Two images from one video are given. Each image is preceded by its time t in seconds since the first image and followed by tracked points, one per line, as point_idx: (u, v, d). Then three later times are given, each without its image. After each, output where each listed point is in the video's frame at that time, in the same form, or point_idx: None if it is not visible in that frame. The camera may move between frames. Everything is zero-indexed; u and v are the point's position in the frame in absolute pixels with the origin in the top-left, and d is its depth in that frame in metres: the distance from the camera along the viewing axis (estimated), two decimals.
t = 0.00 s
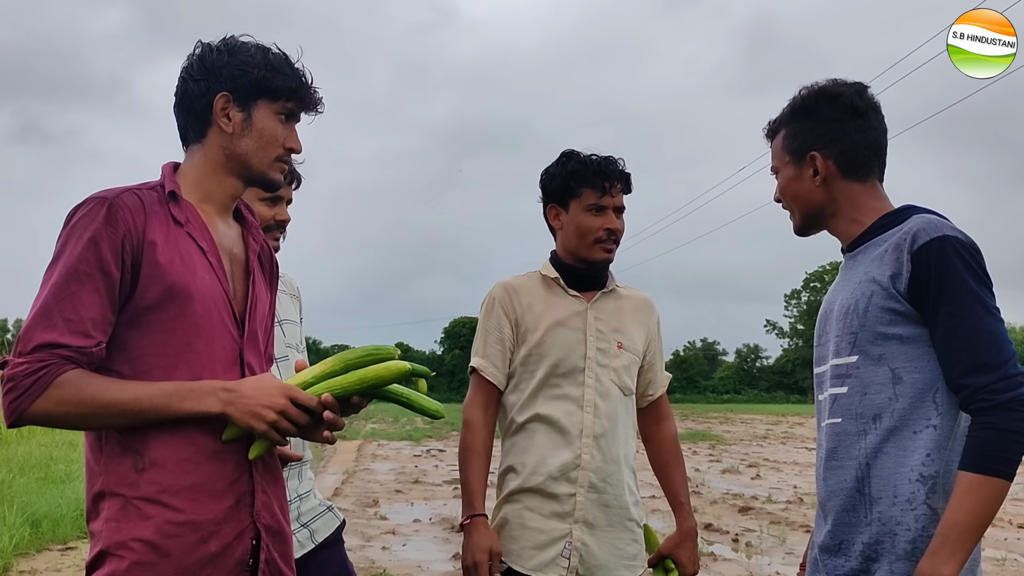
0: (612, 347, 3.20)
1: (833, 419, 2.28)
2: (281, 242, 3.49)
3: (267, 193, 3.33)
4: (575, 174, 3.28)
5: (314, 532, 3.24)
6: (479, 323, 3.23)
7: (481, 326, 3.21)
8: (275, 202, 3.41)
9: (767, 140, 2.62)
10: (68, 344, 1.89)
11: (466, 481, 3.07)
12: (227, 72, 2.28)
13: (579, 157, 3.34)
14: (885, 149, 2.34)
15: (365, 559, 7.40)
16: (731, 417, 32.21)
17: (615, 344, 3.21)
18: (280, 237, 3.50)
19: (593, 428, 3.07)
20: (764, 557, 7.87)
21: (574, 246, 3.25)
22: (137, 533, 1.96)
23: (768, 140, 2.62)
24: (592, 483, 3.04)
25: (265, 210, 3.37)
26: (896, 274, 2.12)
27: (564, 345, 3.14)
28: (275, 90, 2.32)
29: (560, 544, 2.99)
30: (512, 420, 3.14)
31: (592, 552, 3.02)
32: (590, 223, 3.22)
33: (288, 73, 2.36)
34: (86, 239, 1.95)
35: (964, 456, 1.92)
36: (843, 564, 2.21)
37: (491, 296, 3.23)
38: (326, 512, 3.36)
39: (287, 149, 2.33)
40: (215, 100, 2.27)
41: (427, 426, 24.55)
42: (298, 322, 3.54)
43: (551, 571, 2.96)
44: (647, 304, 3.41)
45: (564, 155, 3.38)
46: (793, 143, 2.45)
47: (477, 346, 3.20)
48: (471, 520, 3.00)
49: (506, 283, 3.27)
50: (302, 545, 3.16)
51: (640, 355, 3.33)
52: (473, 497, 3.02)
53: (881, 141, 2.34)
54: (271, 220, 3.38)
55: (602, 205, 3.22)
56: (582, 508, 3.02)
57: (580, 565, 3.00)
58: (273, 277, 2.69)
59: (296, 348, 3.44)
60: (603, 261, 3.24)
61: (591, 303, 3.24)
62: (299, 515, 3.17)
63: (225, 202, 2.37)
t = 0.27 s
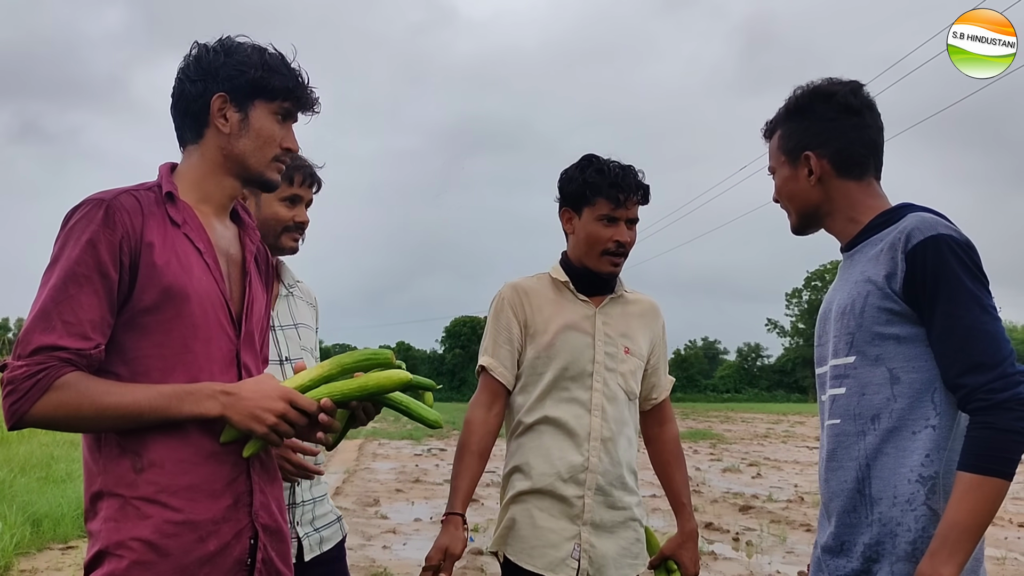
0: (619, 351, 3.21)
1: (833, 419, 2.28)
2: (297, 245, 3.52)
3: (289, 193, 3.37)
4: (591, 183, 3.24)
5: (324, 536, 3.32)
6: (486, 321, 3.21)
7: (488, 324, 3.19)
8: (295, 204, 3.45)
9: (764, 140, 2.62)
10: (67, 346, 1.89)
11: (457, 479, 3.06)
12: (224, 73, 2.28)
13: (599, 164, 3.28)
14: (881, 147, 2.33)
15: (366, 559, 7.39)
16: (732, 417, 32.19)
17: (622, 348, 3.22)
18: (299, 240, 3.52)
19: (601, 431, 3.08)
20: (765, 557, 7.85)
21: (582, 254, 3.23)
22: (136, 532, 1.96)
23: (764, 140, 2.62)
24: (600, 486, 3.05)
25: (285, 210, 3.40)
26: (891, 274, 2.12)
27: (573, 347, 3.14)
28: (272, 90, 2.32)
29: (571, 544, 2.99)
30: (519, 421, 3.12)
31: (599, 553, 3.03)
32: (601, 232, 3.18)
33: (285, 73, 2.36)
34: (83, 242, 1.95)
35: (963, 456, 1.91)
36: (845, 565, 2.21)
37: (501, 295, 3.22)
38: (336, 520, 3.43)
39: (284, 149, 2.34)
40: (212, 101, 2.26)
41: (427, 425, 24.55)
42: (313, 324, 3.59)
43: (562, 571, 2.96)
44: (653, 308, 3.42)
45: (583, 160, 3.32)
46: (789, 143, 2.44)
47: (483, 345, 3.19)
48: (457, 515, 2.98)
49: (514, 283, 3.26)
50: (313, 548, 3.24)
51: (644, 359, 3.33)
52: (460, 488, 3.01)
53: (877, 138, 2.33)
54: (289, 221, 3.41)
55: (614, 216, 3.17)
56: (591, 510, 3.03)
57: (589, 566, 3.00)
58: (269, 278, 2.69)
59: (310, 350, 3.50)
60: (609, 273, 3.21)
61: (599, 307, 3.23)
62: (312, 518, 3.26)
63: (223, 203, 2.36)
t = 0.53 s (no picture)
0: (615, 353, 3.23)
1: (829, 420, 2.30)
2: (321, 250, 3.58)
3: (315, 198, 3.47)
4: (585, 179, 3.25)
5: (347, 532, 3.37)
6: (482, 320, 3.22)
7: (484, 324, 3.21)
8: (322, 210, 3.52)
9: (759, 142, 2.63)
10: (67, 343, 1.91)
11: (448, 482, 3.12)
12: (224, 73, 2.29)
13: (591, 161, 3.30)
14: (875, 146, 2.35)
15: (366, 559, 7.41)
16: (733, 417, 32.20)
17: (618, 350, 3.24)
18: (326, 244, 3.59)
19: (597, 434, 3.11)
20: (764, 557, 7.87)
21: (581, 250, 3.24)
22: (133, 528, 1.98)
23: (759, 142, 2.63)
24: (595, 488, 3.08)
25: (310, 215, 3.49)
26: (883, 274, 2.14)
27: (571, 348, 3.16)
28: (272, 91, 2.34)
29: (571, 545, 3.00)
30: (513, 422, 3.14)
31: (598, 554, 3.04)
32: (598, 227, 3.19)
33: (284, 74, 2.38)
34: (84, 239, 1.97)
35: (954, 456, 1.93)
36: (843, 565, 2.22)
37: (498, 294, 3.23)
38: (356, 515, 3.48)
39: (283, 150, 2.36)
40: (212, 102, 2.28)
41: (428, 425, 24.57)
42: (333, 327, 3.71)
43: (566, 572, 2.95)
44: (647, 309, 3.45)
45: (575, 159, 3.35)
46: (784, 144, 2.46)
47: (479, 345, 3.20)
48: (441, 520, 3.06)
49: (511, 282, 3.28)
50: (337, 543, 3.29)
51: (637, 360, 3.36)
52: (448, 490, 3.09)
53: (871, 138, 2.35)
54: (313, 226, 3.48)
55: (610, 210, 3.19)
56: (587, 513, 3.05)
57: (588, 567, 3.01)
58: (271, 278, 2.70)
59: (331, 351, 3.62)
60: (609, 267, 3.21)
61: (595, 308, 3.25)
62: (334, 513, 3.31)
63: (223, 203, 2.38)
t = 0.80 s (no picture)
0: (601, 353, 3.24)
1: (823, 423, 2.30)
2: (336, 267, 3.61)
3: (334, 215, 3.49)
4: (562, 177, 3.22)
5: (352, 537, 3.37)
6: (466, 327, 3.20)
7: (467, 331, 3.18)
8: (341, 227, 3.54)
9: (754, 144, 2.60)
10: (76, 341, 1.94)
11: (454, 493, 3.09)
12: (243, 89, 2.33)
13: (565, 158, 3.28)
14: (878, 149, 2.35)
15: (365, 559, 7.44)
16: (733, 417, 32.23)
17: (604, 349, 3.26)
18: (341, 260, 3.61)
19: (588, 437, 3.11)
20: (763, 557, 7.89)
21: (561, 250, 3.22)
22: (127, 520, 2.05)
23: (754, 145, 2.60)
24: (588, 492, 3.09)
25: (328, 232, 3.51)
26: (880, 277, 2.14)
27: (558, 353, 3.16)
28: (287, 106, 2.37)
29: (560, 552, 3.02)
30: (503, 428, 3.14)
31: (591, 556, 3.06)
32: (576, 226, 3.18)
33: (301, 89, 2.40)
34: (100, 243, 2.01)
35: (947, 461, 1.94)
36: (835, 570, 2.23)
37: (480, 300, 3.21)
38: (364, 521, 3.48)
39: (300, 162, 2.39)
40: (229, 117, 2.32)
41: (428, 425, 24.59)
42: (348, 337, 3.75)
43: None
44: (627, 303, 3.48)
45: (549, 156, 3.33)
46: (786, 143, 2.43)
47: (462, 353, 3.18)
48: (454, 535, 3.06)
49: (491, 287, 3.26)
50: (341, 547, 3.29)
51: (621, 357, 3.37)
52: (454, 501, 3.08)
53: (874, 140, 2.34)
54: (330, 243, 3.51)
55: (588, 208, 3.17)
56: (579, 517, 3.06)
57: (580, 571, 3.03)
58: (290, 285, 2.69)
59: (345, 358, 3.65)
60: (590, 264, 3.21)
61: (579, 308, 3.25)
62: (341, 517, 3.31)
63: (240, 214, 2.40)
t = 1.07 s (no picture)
0: (590, 353, 3.25)
1: (818, 426, 2.30)
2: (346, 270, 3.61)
3: (347, 218, 3.49)
4: (544, 179, 3.21)
5: (344, 540, 3.37)
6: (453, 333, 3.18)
7: (454, 337, 3.16)
8: (354, 231, 3.55)
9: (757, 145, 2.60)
10: (67, 342, 1.95)
11: (453, 498, 3.04)
12: (237, 98, 2.35)
13: (547, 159, 3.28)
14: (875, 147, 2.32)
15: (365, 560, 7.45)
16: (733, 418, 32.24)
17: (592, 349, 3.27)
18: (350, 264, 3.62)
19: (581, 438, 3.13)
20: (763, 558, 7.91)
21: (545, 253, 3.22)
22: (121, 513, 2.05)
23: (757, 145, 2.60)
24: (582, 492, 3.10)
25: (342, 235, 3.51)
26: (873, 280, 2.14)
27: (548, 356, 3.16)
28: (281, 116, 2.38)
29: (555, 553, 3.02)
30: (497, 431, 3.14)
31: (586, 557, 3.07)
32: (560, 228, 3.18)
33: (295, 101, 2.42)
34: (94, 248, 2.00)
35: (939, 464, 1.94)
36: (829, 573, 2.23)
37: (467, 305, 3.19)
38: (357, 523, 3.49)
39: (292, 172, 2.39)
40: (223, 124, 2.33)
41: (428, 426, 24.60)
42: (354, 340, 3.75)
43: None
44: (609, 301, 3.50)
45: (533, 156, 3.32)
46: (783, 145, 2.43)
47: (449, 360, 3.16)
48: (460, 541, 3.02)
49: (475, 292, 3.24)
50: (332, 550, 3.29)
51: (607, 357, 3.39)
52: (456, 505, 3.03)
53: (870, 138, 2.32)
54: (342, 246, 3.51)
55: (571, 210, 3.17)
56: (573, 518, 3.06)
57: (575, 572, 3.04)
58: (281, 290, 2.69)
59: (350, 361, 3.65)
60: (574, 266, 3.21)
61: (566, 310, 3.25)
62: (334, 521, 3.32)
63: (231, 220, 2.41)
